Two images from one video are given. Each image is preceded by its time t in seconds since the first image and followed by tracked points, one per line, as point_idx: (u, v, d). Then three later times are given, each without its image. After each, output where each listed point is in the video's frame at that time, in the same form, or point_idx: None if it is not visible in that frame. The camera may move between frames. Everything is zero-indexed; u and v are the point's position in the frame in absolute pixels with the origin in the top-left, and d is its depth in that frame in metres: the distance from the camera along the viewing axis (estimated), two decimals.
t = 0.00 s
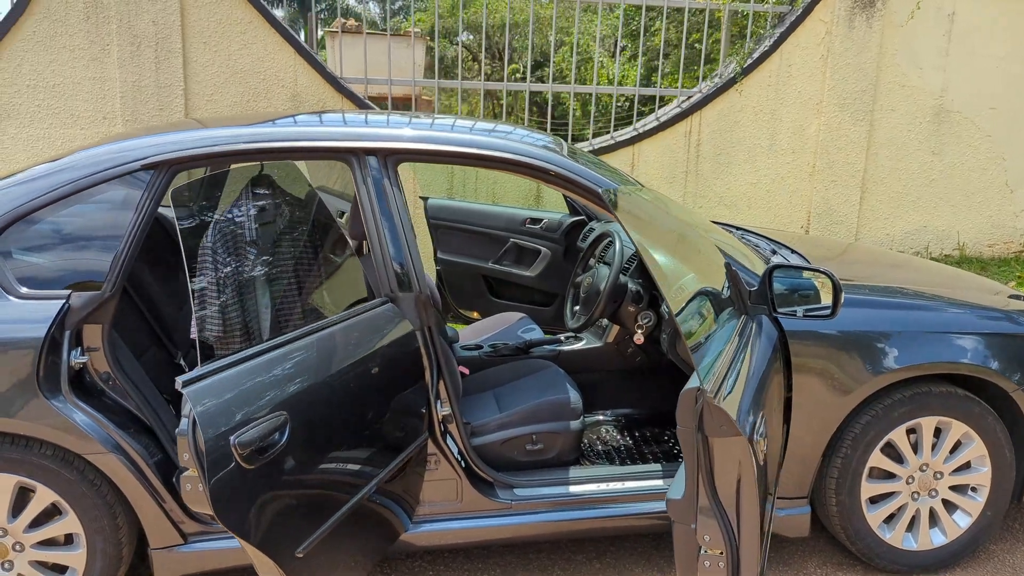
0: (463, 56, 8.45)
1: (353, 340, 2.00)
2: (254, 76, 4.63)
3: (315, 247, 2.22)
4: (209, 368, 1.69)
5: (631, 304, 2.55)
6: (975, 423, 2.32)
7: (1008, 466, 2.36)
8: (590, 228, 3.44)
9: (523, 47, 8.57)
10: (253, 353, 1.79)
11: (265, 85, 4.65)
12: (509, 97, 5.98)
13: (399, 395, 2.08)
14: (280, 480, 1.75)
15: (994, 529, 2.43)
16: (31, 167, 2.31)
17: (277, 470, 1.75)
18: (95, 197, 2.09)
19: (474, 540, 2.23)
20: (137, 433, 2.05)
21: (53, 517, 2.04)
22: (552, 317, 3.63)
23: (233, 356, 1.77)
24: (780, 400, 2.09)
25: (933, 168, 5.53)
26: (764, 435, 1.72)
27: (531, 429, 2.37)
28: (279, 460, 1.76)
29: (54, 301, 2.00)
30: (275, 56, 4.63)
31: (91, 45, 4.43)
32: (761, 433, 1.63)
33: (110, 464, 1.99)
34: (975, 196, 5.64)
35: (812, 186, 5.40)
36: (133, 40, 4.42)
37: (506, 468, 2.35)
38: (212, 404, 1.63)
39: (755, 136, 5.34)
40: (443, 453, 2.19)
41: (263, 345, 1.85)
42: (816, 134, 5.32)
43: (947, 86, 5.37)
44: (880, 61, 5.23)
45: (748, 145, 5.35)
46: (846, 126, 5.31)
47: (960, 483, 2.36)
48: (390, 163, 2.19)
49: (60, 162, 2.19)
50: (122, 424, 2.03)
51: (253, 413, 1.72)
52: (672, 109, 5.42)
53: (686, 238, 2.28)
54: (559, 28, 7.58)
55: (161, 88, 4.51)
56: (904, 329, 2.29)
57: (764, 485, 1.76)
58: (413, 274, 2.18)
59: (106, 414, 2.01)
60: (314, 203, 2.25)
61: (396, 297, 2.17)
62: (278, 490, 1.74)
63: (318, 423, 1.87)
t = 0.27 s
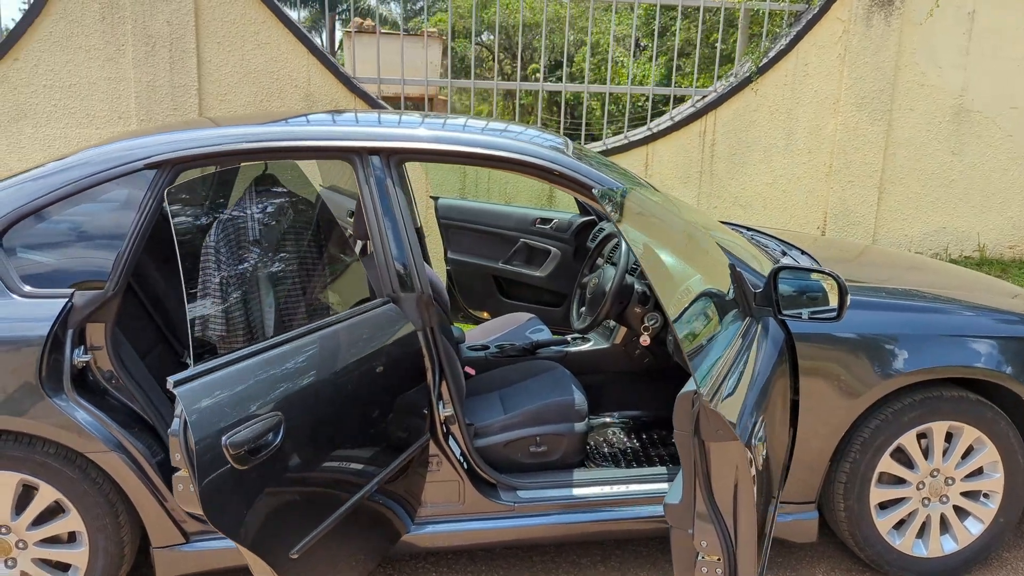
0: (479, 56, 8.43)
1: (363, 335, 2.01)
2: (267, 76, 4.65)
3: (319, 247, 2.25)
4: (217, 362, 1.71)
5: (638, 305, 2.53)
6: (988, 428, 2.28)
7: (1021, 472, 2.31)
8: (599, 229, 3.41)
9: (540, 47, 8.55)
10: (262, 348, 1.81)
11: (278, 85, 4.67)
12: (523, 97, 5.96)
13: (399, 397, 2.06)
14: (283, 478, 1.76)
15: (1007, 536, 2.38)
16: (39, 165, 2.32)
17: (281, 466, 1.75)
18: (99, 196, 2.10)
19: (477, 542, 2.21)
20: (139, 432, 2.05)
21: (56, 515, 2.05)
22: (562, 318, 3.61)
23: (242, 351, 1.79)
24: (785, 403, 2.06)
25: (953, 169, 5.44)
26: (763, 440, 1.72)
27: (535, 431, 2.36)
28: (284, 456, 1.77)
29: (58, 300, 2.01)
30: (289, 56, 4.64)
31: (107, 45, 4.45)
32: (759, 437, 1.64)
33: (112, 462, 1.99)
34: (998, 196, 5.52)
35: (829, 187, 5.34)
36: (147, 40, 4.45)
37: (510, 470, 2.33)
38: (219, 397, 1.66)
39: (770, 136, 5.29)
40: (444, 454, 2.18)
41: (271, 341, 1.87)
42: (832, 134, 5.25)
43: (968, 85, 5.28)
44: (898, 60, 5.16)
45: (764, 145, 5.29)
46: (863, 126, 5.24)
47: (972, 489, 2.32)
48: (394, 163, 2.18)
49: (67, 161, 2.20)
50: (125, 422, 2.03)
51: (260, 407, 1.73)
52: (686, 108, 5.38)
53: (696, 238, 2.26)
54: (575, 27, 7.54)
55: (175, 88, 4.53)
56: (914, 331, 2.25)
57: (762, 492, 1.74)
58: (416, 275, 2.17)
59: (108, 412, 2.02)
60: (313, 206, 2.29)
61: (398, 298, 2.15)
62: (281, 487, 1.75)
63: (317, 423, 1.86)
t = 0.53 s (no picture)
0: (496, 56, 8.39)
1: (369, 332, 2.03)
2: (280, 75, 4.65)
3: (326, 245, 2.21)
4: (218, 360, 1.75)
5: (644, 306, 2.50)
6: (1002, 433, 2.23)
7: None
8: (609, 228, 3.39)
9: (558, 46, 8.49)
10: (264, 344, 1.84)
11: (292, 85, 4.67)
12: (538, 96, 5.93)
13: (398, 398, 2.04)
14: (286, 474, 1.78)
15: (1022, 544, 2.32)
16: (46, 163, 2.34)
17: (285, 462, 1.77)
18: (102, 194, 2.10)
19: (478, 545, 2.19)
20: (140, 431, 2.05)
21: (57, 513, 2.05)
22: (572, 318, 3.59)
23: (245, 348, 1.82)
24: (791, 406, 2.03)
25: (976, 169, 5.29)
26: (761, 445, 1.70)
27: (539, 433, 2.33)
28: (288, 452, 1.79)
29: (59, 298, 2.01)
30: (302, 55, 4.64)
31: (122, 45, 4.48)
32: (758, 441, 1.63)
33: (112, 461, 1.99)
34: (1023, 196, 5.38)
35: (847, 187, 5.26)
36: (161, 41, 4.47)
37: (514, 472, 2.31)
38: (218, 395, 1.68)
39: (787, 135, 5.22)
40: (446, 456, 2.16)
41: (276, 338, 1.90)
42: (850, 133, 5.18)
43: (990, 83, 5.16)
44: (918, 57, 5.07)
45: (780, 144, 5.23)
46: (882, 125, 5.16)
47: (986, 495, 2.27)
48: (396, 161, 2.17)
49: (73, 159, 2.21)
50: (126, 421, 2.03)
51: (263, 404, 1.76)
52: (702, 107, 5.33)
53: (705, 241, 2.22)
54: (592, 25, 7.48)
55: (189, 87, 4.55)
56: (924, 332, 2.21)
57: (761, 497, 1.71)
58: (417, 274, 2.15)
59: (109, 411, 2.02)
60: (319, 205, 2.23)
61: (400, 298, 2.14)
62: (284, 484, 1.76)
63: (314, 423, 1.85)
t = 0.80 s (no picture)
0: (513, 56, 8.37)
1: (367, 336, 2.01)
2: (293, 75, 4.66)
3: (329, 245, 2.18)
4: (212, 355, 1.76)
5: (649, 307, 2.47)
6: (1017, 439, 2.17)
7: None
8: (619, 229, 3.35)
9: (576, 46, 8.45)
10: (263, 344, 1.84)
11: (304, 85, 4.68)
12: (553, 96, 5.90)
13: (397, 401, 2.02)
14: (291, 473, 1.78)
15: None
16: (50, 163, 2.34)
17: (288, 461, 1.77)
18: (103, 193, 2.10)
19: (479, 548, 2.17)
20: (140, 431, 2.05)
21: (58, 513, 2.05)
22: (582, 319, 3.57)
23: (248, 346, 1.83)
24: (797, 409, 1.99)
25: (997, 169, 5.18)
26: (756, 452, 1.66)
27: (542, 435, 2.31)
28: (292, 451, 1.78)
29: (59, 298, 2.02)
30: (314, 55, 4.64)
31: (136, 45, 4.50)
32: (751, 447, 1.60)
33: (111, 461, 1.99)
34: None
35: (865, 187, 5.18)
36: (175, 41, 4.48)
37: (517, 475, 2.29)
38: (207, 383, 1.69)
39: (804, 135, 5.15)
40: (448, 459, 2.14)
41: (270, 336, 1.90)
42: (868, 132, 5.10)
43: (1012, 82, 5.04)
44: (938, 55, 4.98)
45: (797, 143, 5.16)
46: (901, 124, 5.07)
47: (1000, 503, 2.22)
48: (397, 160, 2.15)
49: (74, 158, 2.20)
50: (126, 421, 2.03)
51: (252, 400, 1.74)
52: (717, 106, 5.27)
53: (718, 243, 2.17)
54: (609, 25, 7.43)
55: (203, 87, 4.56)
56: (936, 335, 2.16)
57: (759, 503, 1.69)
58: (418, 275, 2.12)
59: (109, 411, 2.01)
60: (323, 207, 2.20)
61: (401, 299, 2.12)
62: (287, 482, 1.76)
63: (311, 424, 1.84)
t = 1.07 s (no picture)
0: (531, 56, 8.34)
1: (366, 338, 1.99)
2: (306, 76, 4.66)
3: (330, 247, 2.18)
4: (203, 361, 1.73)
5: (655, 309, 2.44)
6: None
7: None
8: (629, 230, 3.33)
9: (594, 46, 8.41)
10: (260, 346, 1.83)
11: (318, 86, 4.69)
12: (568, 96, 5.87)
13: (397, 405, 2.00)
14: (295, 471, 1.78)
15: None
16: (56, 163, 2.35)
17: (292, 459, 1.78)
18: (105, 194, 2.09)
19: (480, 553, 2.14)
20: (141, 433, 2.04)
21: (60, 514, 2.06)
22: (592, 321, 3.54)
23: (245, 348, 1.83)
24: (804, 410, 1.97)
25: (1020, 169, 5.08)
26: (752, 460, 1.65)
27: (546, 439, 2.28)
28: (296, 450, 1.79)
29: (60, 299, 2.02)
30: (328, 56, 4.65)
31: (151, 47, 4.52)
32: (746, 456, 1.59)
33: (111, 462, 1.99)
34: None
35: (884, 187, 5.10)
36: (189, 42, 4.50)
37: (520, 479, 2.26)
38: (199, 392, 1.66)
39: (821, 134, 5.08)
40: (449, 462, 2.12)
41: (269, 342, 1.88)
42: (887, 131, 5.02)
43: None
44: (959, 53, 4.90)
45: (814, 143, 5.10)
46: (921, 123, 4.99)
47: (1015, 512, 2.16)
48: (399, 161, 2.14)
49: (77, 158, 2.20)
50: (127, 424, 2.02)
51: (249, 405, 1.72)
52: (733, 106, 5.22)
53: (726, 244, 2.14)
54: (627, 24, 7.39)
55: (217, 88, 4.58)
56: (948, 338, 2.11)
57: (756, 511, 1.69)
58: (419, 277, 2.10)
59: (109, 411, 2.01)
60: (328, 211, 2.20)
61: (401, 301, 2.11)
62: (291, 481, 1.77)
63: (309, 426, 1.83)
